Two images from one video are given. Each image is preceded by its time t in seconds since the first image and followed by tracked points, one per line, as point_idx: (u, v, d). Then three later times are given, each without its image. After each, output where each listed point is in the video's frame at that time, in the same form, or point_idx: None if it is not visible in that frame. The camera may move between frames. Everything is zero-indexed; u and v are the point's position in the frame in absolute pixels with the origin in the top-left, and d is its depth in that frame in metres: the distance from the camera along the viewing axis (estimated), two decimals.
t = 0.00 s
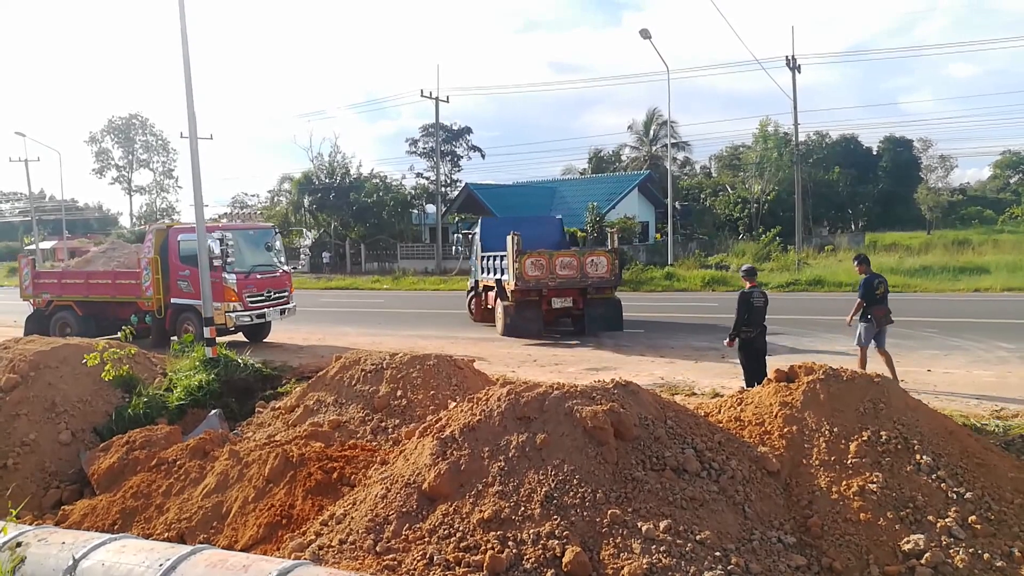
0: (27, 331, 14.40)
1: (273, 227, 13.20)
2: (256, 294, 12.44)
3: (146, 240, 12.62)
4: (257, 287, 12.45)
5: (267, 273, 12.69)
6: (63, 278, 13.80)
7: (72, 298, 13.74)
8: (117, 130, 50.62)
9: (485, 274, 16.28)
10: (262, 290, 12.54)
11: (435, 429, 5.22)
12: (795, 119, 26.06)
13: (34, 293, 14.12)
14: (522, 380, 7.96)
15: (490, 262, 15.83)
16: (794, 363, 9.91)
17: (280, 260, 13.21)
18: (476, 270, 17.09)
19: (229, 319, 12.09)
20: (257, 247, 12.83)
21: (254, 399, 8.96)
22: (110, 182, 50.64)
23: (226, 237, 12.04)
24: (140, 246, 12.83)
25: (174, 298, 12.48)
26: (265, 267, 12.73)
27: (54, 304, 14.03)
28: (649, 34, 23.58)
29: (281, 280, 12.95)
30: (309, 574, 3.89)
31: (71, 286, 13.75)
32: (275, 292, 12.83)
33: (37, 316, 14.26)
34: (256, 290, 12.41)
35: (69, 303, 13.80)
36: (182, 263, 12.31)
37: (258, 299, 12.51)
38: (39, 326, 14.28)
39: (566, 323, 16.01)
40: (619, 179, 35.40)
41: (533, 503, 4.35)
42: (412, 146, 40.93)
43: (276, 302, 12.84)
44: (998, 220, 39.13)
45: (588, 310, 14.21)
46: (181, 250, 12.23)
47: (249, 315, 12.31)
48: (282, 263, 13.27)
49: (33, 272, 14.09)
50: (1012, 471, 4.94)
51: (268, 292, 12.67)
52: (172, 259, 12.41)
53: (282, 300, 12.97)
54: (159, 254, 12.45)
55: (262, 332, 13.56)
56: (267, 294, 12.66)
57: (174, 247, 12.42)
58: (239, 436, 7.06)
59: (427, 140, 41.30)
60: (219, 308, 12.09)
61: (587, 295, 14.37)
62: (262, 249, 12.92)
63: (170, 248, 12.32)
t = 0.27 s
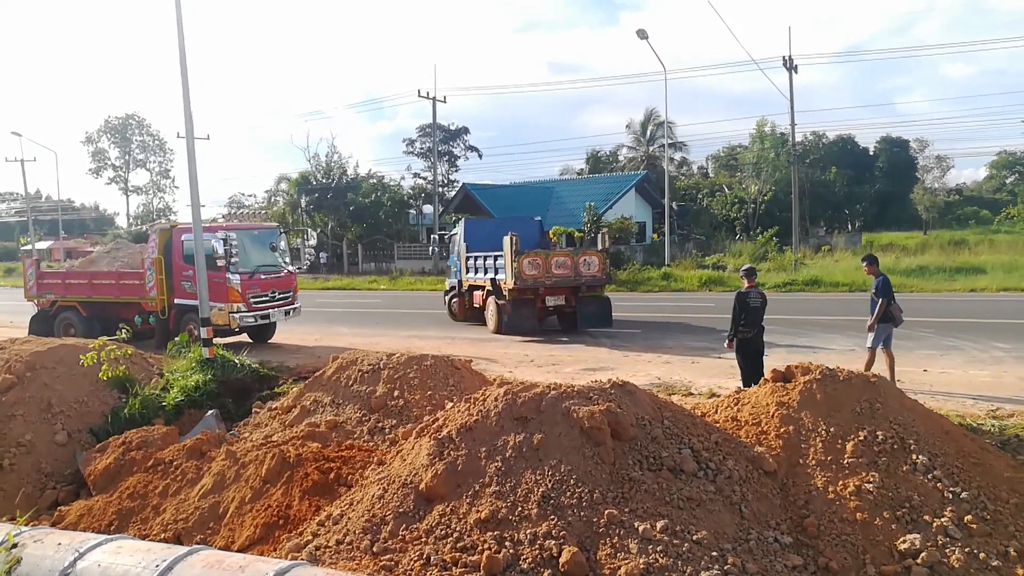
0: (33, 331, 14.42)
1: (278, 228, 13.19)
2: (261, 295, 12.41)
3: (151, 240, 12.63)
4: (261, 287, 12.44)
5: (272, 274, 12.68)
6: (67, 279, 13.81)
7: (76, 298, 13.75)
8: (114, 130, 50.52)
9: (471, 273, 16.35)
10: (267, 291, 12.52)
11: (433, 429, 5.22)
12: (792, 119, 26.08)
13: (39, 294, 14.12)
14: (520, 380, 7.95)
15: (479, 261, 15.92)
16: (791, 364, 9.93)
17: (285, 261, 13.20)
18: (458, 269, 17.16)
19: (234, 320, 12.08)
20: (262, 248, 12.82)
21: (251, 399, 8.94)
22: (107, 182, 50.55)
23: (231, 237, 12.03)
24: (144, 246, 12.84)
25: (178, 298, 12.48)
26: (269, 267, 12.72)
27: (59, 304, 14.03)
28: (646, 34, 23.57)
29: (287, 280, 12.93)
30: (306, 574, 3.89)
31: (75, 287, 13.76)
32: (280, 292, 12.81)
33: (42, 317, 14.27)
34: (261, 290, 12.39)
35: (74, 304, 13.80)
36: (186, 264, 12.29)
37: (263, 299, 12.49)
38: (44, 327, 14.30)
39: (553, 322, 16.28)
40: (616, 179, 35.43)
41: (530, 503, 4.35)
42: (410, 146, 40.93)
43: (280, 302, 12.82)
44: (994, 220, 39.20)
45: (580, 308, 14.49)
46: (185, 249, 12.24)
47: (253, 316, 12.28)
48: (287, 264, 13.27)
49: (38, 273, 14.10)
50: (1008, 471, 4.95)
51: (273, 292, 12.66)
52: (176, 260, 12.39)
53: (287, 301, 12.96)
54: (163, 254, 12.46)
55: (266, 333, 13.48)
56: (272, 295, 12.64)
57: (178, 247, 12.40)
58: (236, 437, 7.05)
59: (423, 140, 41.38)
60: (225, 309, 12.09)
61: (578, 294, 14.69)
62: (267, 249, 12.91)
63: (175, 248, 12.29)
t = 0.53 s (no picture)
0: (38, 332, 14.26)
1: (286, 228, 13.15)
2: (268, 296, 12.41)
3: (157, 240, 12.62)
4: (268, 288, 12.44)
5: (279, 274, 12.66)
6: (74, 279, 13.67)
7: (83, 299, 13.64)
8: (111, 130, 50.45)
9: (456, 273, 16.45)
10: (274, 292, 12.52)
11: (430, 429, 5.22)
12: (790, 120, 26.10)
13: (45, 294, 13.99)
14: (517, 381, 7.95)
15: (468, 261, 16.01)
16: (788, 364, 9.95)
17: (293, 261, 13.18)
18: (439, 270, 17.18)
19: (241, 321, 12.08)
20: (268, 248, 12.79)
21: (249, 400, 8.93)
22: (104, 182, 50.49)
23: (237, 238, 11.99)
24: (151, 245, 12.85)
25: (184, 299, 12.52)
26: (276, 267, 12.70)
27: (65, 305, 13.90)
28: (643, 35, 23.57)
29: (294, 281, 12.93)
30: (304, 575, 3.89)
31: (82, 287, 13.63)
32: (287, 293, 12.81)
33: (48, 318, 14.13)
34: (268, 291, 12.40)
35: (81, 304, 13.68)
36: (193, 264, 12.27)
37: (270, 300, 12.48)
38: (50, 327, 14.13)
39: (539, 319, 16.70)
40: (614, 180, 35.46)
41: (528, 503, 4.35)
42: (408, 146, 40.91)
43: (287, 303, 12.82)
44: (991, 221, 39.30)
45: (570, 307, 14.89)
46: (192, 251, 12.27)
47: (260, 317, 12.28)
48: (294, 264, 13.25)
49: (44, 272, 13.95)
50: (1004, 471, 4.96)
51: (281, 293, 12.67)
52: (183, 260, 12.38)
53: (295, 302, 12.95)
54: (170, 255, 12.47)
55: (275, 333, 13.34)
56: (279, 296, 12.64)
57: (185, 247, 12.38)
58: (233, 437, 7.04)
59: (421, 141, 41.38)
60: (231, 310, 12.07)
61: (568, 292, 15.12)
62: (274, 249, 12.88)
63: (182, 249, 12.31)
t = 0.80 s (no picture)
0: (50, 329, 14.21)
1: (298, 225, 13.09)
2: (280, 293, 12.38)
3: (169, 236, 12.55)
4: (280, 286, 12.40)
5: (292, 272, 12.63)
6: (88, 276, 13.67)
7: (96, 296, 13.63)
8: (111, 127, 50.43)
9: (441, 272, 16.57)
10: (286, 290, 12.48)
11: (430, 427, 5.21)
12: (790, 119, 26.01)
13: (58, 291, 13.94)
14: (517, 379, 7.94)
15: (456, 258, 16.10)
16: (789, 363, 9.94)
17: (305, 258, 13.13)
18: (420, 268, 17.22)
19: (253, 319, 12.03)
20: (281, 244, 12.74)
21: (249, 398, 8.93)
22: (104, 179, 50.47)
23: (250, 234, 11.91)
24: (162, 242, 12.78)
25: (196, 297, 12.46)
26: (289, 265, 12.65)
27: (78, 302, 13.87)
28: (644, 33, 23.53)
29: (307, 279, 12.90)
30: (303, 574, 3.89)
31: (96, 284, 13.62)
32: (299, 291, 12.77)
33: (61, 315, 14.08)
34: (280, 289, 12.36)
35: (94, 302, 13.65)
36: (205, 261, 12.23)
37: (282, 298, 12.46)
38: (62, 325, 14.08)
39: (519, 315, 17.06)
40: (614, 178, 35.42)
41: (527, 501, 4.35)
42: (409, 144, 40.87)
43: (300, 301, 12.78)
44: (991, 221, 39.26)
45: (559, 304, 15.32)
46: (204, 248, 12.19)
47: (273, 315, 12.23)
48: (307, 261, 13.20)
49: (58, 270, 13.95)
50: (1004, 471, 4.96)
51: (293, 292, 12.64)
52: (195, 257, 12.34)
53: (307, 299, 12.92)
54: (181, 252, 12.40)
55: (288, 332, 13.36)
56: (291, 293, 12.61)
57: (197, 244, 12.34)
58: (233, 435, 7.03)
59: (421, 139, 41.37)
60: (243, 308, 12.02)
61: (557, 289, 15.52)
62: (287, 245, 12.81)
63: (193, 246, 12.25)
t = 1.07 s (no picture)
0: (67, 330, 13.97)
1: (317, 226, 12.83)
2: (298, 295, 12.12)
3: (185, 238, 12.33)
4: (298, 287, 12.15)
5: (310, 273, 12.38)
6: (103, 277, 13.42)
7: (111, 298, 13.36)
8: (110, 129, 50.40)
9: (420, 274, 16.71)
10: (304, 291, 12.23)
11: (429, 428, 5.21)
12: (789, 120, 26.02)
13: (74, 292, 13.68)
14: (517, 380, 7.94)
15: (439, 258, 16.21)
16: (788, 363, 9.95)
17: (324, 259, 12.88)
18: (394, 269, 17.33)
19: (269, 321, 11.76)
20: (299, 245, 12.49)
21: (247, 399, 8.92)
22: (102, 181, 50.45)
23: (267, 235, 11.73)
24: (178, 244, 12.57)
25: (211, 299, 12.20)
26: (307, 266, 12.41)
27: (94, 303, 13.60)
28: (642, 34, 23.55)
29: (325, 280, 12.65)
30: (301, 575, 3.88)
31: (111, 285, 13.36)
32: (318, 293, 12.51)
33: (77, 316, 13.84)
34: (298, 290, 12.11)
35: (109, 303, 13.38)
36: (221, 262, 12.00)
37: (300, 300, 12.21)
38: (79, 326, 13.85)
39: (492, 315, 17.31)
40: (613, 179, 35.45)
41: (526, 502, 4.35)
42: (407, 145, 40.88)
43: (318, 303, 12.52)
44: (989, 222, 39.33)
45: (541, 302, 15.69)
46: (220, 248, 11.96)
47: (290, 317, 11.99)
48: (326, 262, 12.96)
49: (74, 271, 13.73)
50: (1002, 471, 4.97)
51: (311, 293, 12.38)
52: (211, 258, 12.10)
53: (325, 302, 12.66)
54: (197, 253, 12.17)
55: (307, 332, 13.14)
56: (309, 295, 12.36)
57: (213, 244, 12.10)
58: (232, 436, 7.03)
59: (419, 140, 41.40)
60: (260, 309, 11.76)
61: (539, 289, 15.91)
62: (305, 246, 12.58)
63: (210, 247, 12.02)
